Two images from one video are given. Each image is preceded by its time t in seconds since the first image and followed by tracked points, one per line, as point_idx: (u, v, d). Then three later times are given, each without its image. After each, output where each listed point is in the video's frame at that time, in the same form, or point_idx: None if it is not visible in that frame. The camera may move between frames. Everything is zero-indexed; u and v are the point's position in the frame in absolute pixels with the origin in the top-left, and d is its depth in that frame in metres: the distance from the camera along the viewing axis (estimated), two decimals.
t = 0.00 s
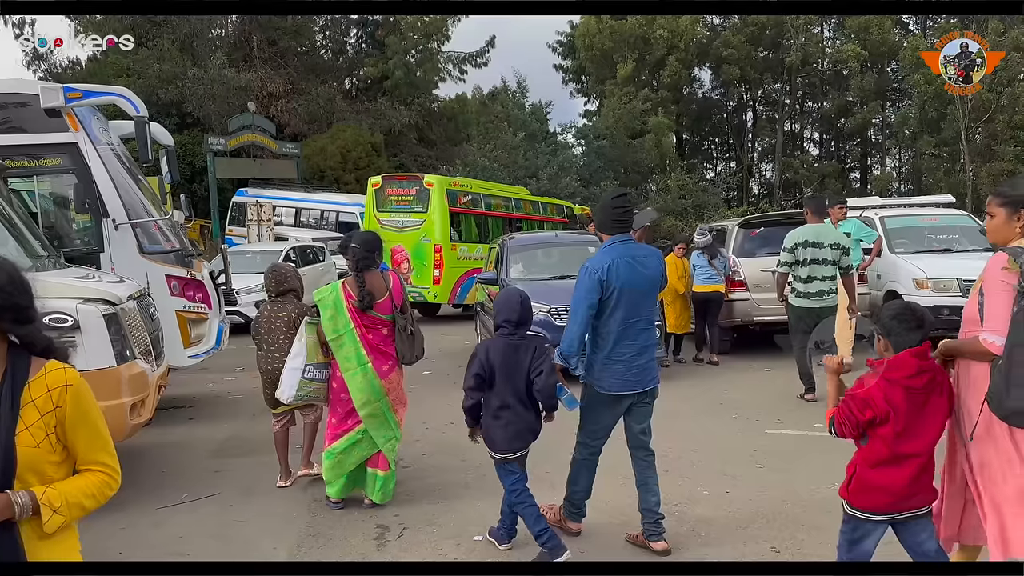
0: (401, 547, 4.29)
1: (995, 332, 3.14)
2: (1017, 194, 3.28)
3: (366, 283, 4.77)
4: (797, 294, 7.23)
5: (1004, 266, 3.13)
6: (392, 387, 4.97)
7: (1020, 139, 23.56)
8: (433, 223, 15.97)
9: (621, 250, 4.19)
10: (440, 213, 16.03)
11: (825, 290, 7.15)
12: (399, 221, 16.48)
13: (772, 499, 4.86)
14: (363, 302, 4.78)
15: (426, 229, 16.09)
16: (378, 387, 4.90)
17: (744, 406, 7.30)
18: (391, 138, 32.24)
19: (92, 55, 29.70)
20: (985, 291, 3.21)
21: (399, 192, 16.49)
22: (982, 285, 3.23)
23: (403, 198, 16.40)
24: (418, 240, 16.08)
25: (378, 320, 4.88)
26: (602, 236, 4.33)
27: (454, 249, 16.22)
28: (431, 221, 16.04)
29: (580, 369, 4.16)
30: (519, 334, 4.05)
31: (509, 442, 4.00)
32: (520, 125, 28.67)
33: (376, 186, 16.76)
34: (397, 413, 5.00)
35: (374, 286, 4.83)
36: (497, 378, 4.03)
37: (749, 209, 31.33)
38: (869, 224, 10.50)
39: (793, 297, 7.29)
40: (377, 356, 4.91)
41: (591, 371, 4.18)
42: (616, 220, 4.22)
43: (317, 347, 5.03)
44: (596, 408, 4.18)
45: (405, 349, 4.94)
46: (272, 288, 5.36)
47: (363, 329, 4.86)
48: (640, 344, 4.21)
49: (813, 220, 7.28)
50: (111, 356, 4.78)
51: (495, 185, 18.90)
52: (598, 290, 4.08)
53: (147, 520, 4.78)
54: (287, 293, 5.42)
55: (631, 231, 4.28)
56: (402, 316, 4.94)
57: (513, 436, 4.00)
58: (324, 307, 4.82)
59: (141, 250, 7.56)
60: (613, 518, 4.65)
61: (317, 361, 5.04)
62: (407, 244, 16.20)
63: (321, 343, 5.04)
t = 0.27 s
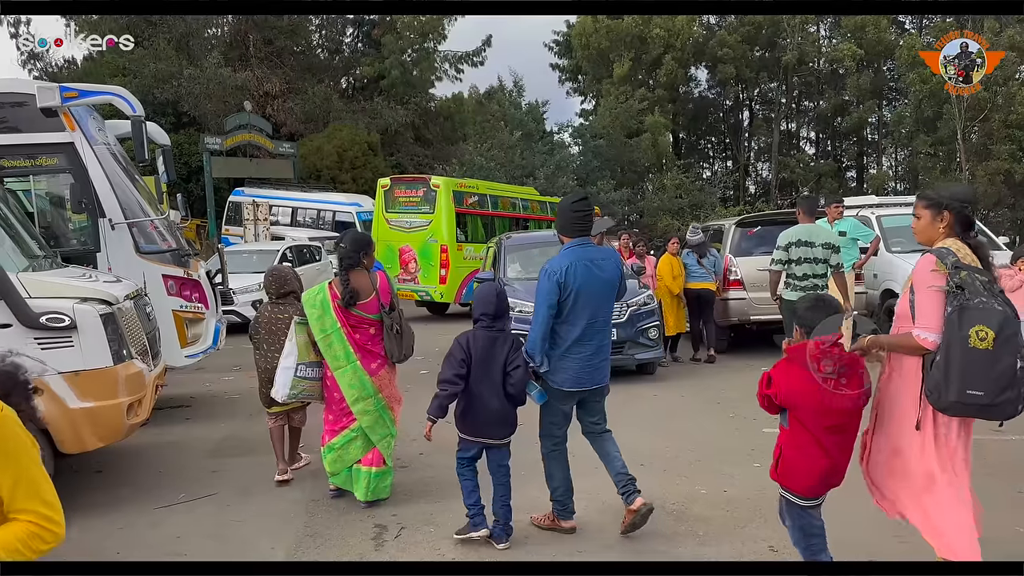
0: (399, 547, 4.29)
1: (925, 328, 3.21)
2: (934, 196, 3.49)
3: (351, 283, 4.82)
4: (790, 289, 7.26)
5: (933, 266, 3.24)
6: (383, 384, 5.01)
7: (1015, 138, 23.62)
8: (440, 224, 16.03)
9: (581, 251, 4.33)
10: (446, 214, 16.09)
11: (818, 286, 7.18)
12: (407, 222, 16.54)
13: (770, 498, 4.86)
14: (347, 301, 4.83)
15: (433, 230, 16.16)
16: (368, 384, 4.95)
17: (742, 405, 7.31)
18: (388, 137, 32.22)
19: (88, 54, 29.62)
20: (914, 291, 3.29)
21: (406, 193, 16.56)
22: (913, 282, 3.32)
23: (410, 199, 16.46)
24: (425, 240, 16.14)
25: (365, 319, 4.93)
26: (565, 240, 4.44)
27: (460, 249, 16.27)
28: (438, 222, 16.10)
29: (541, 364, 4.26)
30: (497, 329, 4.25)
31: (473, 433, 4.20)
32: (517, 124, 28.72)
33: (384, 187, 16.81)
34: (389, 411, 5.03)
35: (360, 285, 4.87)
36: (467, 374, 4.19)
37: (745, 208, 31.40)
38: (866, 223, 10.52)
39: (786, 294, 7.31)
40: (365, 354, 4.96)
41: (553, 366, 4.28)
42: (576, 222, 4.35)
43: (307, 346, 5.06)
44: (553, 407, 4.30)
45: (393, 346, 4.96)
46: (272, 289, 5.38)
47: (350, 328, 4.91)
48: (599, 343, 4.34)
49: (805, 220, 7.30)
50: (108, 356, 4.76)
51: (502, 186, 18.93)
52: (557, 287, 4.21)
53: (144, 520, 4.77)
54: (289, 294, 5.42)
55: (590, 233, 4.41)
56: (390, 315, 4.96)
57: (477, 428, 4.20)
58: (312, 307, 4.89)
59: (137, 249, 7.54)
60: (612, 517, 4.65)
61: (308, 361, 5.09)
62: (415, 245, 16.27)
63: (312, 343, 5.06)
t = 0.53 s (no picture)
0: (399, 545, 4.28)
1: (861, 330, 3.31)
2: (859, 205, 3.54)
3: (334, 283, 4.92)
4: (787, 289, 7.39)
5: (865, 273, 3.36)
6: (367, 380, 5.07)
7: (1013, 136, 23.60)
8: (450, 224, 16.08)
9: (553, 248, 4.41)
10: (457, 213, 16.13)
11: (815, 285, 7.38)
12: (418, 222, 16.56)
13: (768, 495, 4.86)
14: (328, 300, 4.92)
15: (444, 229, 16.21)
16: (351, 381, 5.02)
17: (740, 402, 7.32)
18: (386, 135, 32.16)
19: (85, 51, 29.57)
20: (847, 295, 3.41)
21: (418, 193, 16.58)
22: (846, 287, 3.43)
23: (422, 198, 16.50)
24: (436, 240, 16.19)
25: (348, 318, 5.00)
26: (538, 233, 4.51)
27: (469, 248, 16.38)
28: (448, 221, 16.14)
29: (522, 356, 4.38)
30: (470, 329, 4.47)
31: (448, 427, 4.38)
32: (516, 122, 28.83)
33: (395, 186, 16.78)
34: (375, 406, 5.09)
35: (343, 285, 4.97)
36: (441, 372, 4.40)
37: (744, 206, 31.42)
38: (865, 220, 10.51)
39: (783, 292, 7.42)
40: (348, 352, 5.03)
41: (532, 358, 4.40)
42: (548, 220, 4.41)
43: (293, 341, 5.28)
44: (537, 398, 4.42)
45: (376, 345, 5.02)
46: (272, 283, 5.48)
47: (331, 327, 4.99)
48: (574, 337, 4.46)
49: (800, 218, 7.26)
50: (108, 354, 4.75)
51: (512, 185, 18.96)
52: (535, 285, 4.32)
53: (143, 518, 4.76)
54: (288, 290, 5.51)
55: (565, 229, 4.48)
56: (371, 314, 5.01)
57: (453, 423, 4.38)
58: (298, 307, 5.01)
59: (136, 247, 7.53)
60: (612, 514, 4.64)
61: (290, 355, 5.34)
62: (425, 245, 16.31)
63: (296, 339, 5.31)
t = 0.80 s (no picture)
0: (396, 540, 4.29)
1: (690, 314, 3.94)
2: (698, 210, 4.22)
3: (293, 275, 5.21)
4: (762, 276, 8.30)
5: (695, 268, 3.98)
6: (304, 378, 5.01)
7: (1009, 131, 23.63)
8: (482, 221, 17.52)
9: (498, 244, 4.99)
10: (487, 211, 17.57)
11: (784, 273, 8.29)
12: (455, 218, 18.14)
13: (764, 488, 4.89)
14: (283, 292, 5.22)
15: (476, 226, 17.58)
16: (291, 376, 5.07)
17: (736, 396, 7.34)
18: (382, 129, 32.13)
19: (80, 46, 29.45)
20: (682, 286, 4.02)
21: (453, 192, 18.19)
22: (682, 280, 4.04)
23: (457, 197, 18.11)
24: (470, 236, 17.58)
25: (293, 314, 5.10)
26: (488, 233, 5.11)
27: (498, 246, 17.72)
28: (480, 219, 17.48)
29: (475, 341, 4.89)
30: (442, 311, 5.10)
31: (421, 397, 4.98)
32: (512, 116, 28.85)
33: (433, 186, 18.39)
34: (311, 407, 4.97)
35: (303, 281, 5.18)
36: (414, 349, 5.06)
37: (740, 200, 31.47)
38: (861, 213, 10.53)
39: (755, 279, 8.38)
40: (290, 348, 5.09)
41: (483, 343, 4.91)
42: (494, 220, 5.01)
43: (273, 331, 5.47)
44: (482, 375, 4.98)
45: (309, 341, 4.92)
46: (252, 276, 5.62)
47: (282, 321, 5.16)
48: (518, 324, 4.96)
49: (771, 213, 8.20)
50: (103, 350, 4.75)
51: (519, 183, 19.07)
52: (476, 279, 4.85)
53: (140, 514, 4.76)
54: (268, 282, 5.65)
55: (509, 227, 5.07)
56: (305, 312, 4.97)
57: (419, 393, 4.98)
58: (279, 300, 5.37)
59: (132, 243, 7.53)
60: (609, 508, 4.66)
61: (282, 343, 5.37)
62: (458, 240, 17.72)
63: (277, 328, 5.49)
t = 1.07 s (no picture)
0: (394, 539, 4.28)
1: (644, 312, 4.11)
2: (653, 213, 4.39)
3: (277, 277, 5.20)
4: (756, 276, 8.33)
5: (649, 269, 4.15)
6: (287, 379, 5.00)
7: (1007, 130, 23.61)
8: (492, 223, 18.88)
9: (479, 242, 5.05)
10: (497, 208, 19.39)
11: (779, 273, 8.33)
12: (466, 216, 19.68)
13: (762, 487, 4.89)
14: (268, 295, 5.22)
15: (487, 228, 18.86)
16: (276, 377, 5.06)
17: (735, 396, 7.33)
18: (380, 128, 32.11)
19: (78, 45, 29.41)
20: (638, 287, 4.19)
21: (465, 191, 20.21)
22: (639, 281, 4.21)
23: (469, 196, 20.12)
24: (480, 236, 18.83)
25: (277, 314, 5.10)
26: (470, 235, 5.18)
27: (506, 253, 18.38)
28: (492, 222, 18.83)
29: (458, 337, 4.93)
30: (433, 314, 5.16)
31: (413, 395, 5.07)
32: (511, 116, 28.87)
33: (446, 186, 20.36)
34: (296, 409, 4.95)
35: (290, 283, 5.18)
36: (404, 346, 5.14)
37: (739, 199, 31.49)
38: (859, 213, 10.53)
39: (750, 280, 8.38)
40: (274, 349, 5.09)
41: (467, 339, 4.95)
42: (474, 220, 5.08)
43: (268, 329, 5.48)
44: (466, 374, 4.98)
45: (291, 343, 4.89)
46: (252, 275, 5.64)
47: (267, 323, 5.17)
48: (499, 321, 5.02)
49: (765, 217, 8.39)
50: (101, 349, 4.74)
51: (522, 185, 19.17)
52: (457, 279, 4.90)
53: (137, 514, 4.74)
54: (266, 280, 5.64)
55: (488, 230, 5.13)
56: (286, 313, 4.96)
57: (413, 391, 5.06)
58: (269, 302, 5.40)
59: (130, 242, 7.54)
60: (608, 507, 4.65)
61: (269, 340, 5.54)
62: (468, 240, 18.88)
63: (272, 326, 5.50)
